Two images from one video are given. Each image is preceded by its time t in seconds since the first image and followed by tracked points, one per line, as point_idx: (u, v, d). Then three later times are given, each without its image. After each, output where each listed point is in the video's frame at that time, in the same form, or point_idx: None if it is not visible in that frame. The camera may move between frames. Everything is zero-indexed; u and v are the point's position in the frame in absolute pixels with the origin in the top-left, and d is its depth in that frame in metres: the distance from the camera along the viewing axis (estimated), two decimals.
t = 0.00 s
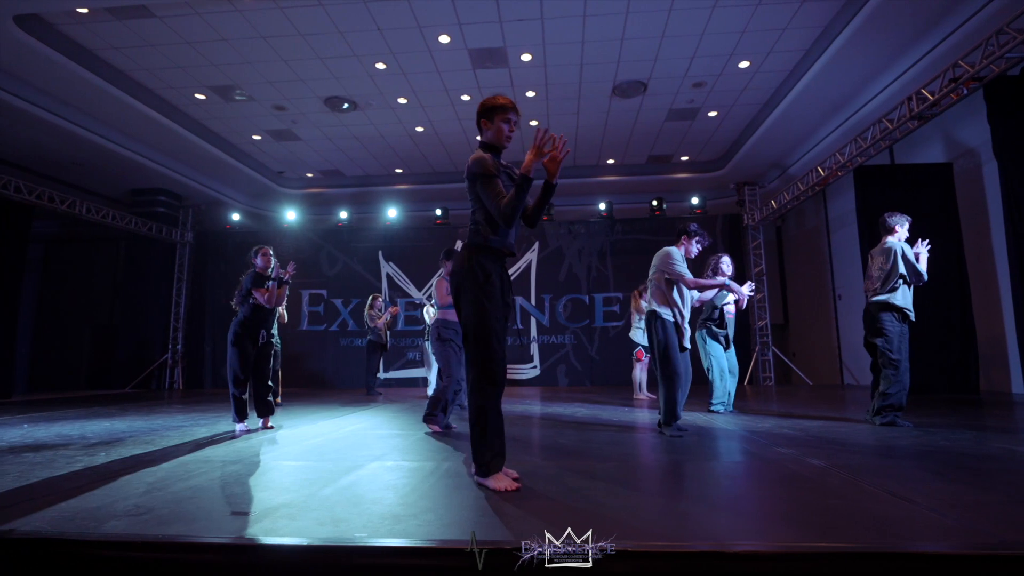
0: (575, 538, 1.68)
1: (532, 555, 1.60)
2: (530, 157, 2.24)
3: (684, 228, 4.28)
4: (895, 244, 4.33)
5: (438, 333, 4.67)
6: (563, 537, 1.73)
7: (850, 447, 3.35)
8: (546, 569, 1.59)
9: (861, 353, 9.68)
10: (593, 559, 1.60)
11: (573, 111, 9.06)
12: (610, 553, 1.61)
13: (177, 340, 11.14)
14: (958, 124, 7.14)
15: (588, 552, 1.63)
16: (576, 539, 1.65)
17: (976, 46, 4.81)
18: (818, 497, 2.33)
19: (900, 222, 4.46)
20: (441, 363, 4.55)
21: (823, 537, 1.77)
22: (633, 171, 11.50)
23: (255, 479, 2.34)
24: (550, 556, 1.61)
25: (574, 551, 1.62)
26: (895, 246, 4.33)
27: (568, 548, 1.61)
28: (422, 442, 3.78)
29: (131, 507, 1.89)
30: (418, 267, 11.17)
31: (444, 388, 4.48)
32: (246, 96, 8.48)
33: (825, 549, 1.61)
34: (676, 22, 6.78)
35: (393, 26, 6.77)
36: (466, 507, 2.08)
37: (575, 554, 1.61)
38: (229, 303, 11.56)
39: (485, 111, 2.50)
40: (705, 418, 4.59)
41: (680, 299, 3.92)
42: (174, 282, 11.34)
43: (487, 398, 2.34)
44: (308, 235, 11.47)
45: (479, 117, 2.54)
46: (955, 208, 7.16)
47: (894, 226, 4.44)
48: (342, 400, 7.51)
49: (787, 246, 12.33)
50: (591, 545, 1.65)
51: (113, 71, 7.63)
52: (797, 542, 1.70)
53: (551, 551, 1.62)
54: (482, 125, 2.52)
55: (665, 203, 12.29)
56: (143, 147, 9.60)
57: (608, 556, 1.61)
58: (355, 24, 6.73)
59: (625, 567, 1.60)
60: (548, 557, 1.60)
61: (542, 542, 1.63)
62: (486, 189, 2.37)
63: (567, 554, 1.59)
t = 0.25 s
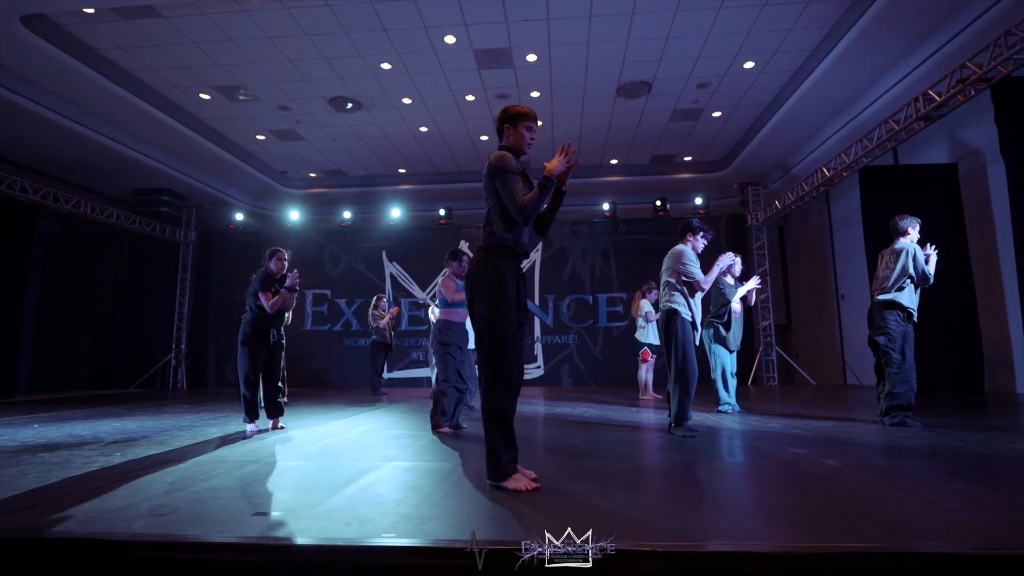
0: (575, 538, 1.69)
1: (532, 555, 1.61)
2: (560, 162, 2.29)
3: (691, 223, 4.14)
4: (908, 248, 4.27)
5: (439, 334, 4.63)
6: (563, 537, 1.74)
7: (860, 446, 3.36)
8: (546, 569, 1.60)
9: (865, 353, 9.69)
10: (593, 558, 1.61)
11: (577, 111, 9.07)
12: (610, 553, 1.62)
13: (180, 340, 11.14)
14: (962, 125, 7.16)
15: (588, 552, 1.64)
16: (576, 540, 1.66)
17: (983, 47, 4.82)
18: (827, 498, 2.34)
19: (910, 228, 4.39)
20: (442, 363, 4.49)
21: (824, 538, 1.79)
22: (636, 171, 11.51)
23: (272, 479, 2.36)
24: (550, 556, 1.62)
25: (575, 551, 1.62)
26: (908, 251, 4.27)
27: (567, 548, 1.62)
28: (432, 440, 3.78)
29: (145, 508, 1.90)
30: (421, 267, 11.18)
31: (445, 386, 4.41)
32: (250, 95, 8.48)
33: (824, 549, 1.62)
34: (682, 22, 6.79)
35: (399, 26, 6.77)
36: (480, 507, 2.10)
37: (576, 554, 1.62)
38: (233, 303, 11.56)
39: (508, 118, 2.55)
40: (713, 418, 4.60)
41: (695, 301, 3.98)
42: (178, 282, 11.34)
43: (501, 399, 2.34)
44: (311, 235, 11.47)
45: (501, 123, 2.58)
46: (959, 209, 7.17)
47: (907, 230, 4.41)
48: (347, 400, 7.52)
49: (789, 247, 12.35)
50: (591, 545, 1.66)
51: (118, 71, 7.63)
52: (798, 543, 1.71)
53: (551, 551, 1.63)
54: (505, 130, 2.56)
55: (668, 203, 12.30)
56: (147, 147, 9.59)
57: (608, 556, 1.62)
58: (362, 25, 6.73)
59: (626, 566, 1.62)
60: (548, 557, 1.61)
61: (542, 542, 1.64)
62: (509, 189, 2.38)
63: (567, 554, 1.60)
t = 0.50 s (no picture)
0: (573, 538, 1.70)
1: (532, 555, 1.61)
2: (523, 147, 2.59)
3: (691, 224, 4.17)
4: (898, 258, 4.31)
5: (445, 335, 4.61)
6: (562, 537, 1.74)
7: (867, 446, 3.37)
8: (546, 569, 1.60)
9: (867, 354, 9.71)
10: (593, 558, 1.62)
11: (579, 113, 9.08)
12: (610, 552, 1.63)
13: (181, 340, 11.10)
14: (964, 127, 7.19)
15: (588, 552, 1.64)
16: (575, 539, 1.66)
17: (987, 51, 4.85)
18: (834, 498, 2.36)
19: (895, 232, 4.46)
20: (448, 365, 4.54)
21: (827, 537, 1.80)
22: (638, 173, 11.54)
23: (283, 480, 2.36)
24: (550, 556, 1.62)
25: (574, 551, 1.62)
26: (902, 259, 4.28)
27: (567, 548, 1.62)
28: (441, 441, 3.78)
29: (154, 510, 1.90)
30: (423, 268, 11.18)
31: (451, 388, 4.42)
32: (252, 96, 8.47)
33: (826, 549, 1.64)
34: (685, 24, 6.80)
35: (403, 27, 6.77)
36: (491, 507, 2.11)
37: (575, 554, 1.62)
38: (234, 303, 11.54)
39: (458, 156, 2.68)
40: (720, 418, 4.61)
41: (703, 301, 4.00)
42: (179, 282, 11.31)
43: (534, 402, 2.35)
44: (313, 236, 11.46)
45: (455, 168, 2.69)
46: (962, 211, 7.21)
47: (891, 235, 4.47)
48: (350, 401, 7.52)
49: (790, 248, 12.38)
50: (591, 545, 1.66)
51: (121, 71, 7.62)
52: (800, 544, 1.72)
53: (551, 551, 1.63)
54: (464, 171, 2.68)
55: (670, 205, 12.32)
56: (148, 148, 9.58)
57: (608, 556, 1.62)
58: (365, 26, 6.73)
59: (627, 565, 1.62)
60: (548, 557, 1.61)
61: (542, 542, 1.64)
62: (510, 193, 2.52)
63: (567, 554, 1.60)
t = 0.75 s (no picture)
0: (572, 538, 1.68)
1: (532, 555, 1.60)
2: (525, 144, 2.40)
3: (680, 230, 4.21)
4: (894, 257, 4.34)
5: (455, 341, 4.65)
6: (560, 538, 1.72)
7: (869, 447, 3.39)
8: (546, 569, 1.59)
9: (863, 357, 9.75)
10: (593, 559, 1.61)
11: (578, 116, 9.10)
12: (610, 552, 1.62)
13: (178, 343, 11.03)
14: (960, 132, 7.27)
15: (588, 552, 1.63)
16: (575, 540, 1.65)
17: (985, 56, 4.89)
18: (838, 498, 2.36)
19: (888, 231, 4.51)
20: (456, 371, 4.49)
21: (832, 539, 1.80)
22: (635, 176, 11.58)
23: (284, 482, 2.34)
24: (550, 556, 1.61)
25: (574, 551, 1.61)
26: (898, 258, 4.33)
27: (567, 548, 1.61)
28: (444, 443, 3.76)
29: (156, 512, 1.88)
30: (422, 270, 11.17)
31: (458, 393, 4.40)
32: (251, 98, 8.46)
33: (831, 549, 1.64)
34: (684, 28, 6.84)
35: (404, 30, 6.78)
36: (495, 508, 2.10)
37: (575, 554, 1.61)
38: (231, 306, 11.49)
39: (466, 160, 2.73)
40: (721, 420, 4.62)
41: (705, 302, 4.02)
42: (176, 285, 11.25)
43: (540, 401, 2.36)
44: (311, 238, 11.43)
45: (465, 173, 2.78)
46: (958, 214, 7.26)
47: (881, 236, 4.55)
48: (349, 403, 7.49)
49: (787, 252, 12.44)
50: (591, 545, 1.65)
51: (119, 72, 7.59)
52: (805, 544, 1.72)
53: (551, 551, 1.62)
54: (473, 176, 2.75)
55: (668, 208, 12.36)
56: (146, 149, 9.54)
57: (608, 556, 1.62)
58: (366, 28, 6.74)
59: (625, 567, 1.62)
60: (547, 557, 1.60)
61: (542, 542, 1.63)
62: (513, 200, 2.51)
63: (567, 554, 1.59)
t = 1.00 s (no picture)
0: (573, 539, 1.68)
1: (532, 555, 1.59)
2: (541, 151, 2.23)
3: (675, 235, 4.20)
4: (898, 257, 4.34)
5: (451, 346, 4.65)
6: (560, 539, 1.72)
7: (870, 450, 3.38)
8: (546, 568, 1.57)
9: (860, 360, 9.78)
10: (593, 558, 1.59)
11: (576, 120, 9.12)
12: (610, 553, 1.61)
13: (173, 346, 10.94)
14: (955, 136, 7.32)
15: (588, 552, 1.62)
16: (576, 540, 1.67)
17: (981, 60, 4.93)
18: (843, 502, 2.34)
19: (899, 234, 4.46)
20: (455, 376, 4.47)
21: (838, 542, 1.78)
22: (632, 179, 11.61)
23: (281, 487, 2.31)
24: (550, 555, 1.59)
25: (574, 551, 1.60)
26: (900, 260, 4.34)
27: (567, 549, 1.60)
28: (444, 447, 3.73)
29: (153, 519, 1.84)
30: (419, 273, 11.14)
31: (458, 399, 4.35)
32: (248, 100, 8.43)
33: (840, 554, 1.62)
34: (683, 32, 6.86)
35: (402, 32, 6.77)
36: (499, 512, 2.08)
37: (575, 554, 1.59)
38: (227, 309, 11.42)
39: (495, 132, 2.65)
40: (722, 424, 4.61)
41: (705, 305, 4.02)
42: (171, 288, 11.17)
43: (538, 405, 2.34)
44: (308, 241, 11.38)
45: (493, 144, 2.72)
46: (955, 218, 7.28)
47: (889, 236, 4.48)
48: (346, 407, 7.44)
49: (783, 255, 12.48)
50: (591, 545, 1.65)
51: (115, 74, 7.55)
52: (809, 548, 1.70)
53: (551, 551, 1.61)
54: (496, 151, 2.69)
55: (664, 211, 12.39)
56: (141, 151, 9.48)
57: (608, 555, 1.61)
58: (365, 31, 6.73)
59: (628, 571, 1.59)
60: (548, 557, 1.59)
61: (542, 542, 1.63)
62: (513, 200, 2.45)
63: (567, 554, 1.58)
